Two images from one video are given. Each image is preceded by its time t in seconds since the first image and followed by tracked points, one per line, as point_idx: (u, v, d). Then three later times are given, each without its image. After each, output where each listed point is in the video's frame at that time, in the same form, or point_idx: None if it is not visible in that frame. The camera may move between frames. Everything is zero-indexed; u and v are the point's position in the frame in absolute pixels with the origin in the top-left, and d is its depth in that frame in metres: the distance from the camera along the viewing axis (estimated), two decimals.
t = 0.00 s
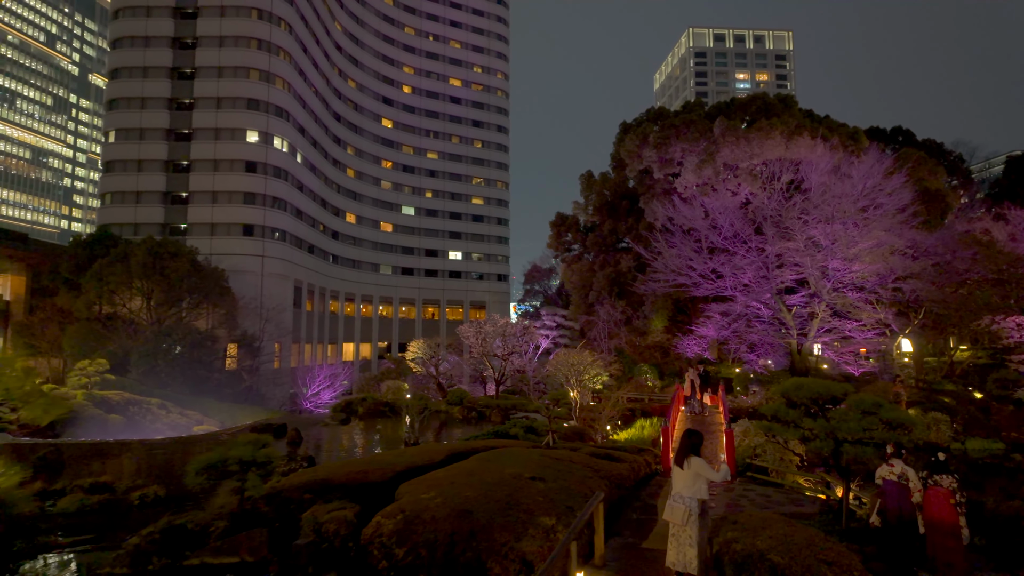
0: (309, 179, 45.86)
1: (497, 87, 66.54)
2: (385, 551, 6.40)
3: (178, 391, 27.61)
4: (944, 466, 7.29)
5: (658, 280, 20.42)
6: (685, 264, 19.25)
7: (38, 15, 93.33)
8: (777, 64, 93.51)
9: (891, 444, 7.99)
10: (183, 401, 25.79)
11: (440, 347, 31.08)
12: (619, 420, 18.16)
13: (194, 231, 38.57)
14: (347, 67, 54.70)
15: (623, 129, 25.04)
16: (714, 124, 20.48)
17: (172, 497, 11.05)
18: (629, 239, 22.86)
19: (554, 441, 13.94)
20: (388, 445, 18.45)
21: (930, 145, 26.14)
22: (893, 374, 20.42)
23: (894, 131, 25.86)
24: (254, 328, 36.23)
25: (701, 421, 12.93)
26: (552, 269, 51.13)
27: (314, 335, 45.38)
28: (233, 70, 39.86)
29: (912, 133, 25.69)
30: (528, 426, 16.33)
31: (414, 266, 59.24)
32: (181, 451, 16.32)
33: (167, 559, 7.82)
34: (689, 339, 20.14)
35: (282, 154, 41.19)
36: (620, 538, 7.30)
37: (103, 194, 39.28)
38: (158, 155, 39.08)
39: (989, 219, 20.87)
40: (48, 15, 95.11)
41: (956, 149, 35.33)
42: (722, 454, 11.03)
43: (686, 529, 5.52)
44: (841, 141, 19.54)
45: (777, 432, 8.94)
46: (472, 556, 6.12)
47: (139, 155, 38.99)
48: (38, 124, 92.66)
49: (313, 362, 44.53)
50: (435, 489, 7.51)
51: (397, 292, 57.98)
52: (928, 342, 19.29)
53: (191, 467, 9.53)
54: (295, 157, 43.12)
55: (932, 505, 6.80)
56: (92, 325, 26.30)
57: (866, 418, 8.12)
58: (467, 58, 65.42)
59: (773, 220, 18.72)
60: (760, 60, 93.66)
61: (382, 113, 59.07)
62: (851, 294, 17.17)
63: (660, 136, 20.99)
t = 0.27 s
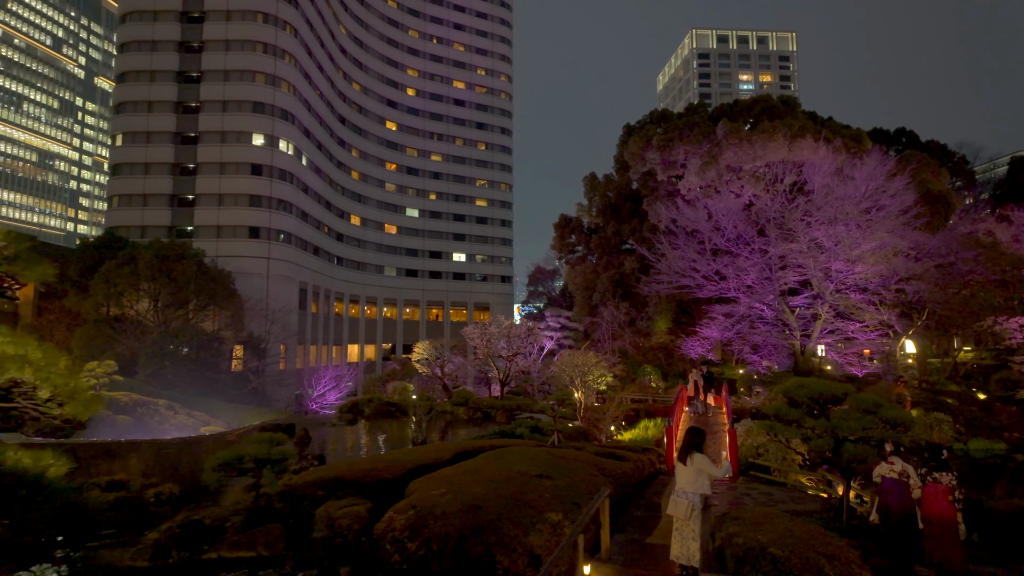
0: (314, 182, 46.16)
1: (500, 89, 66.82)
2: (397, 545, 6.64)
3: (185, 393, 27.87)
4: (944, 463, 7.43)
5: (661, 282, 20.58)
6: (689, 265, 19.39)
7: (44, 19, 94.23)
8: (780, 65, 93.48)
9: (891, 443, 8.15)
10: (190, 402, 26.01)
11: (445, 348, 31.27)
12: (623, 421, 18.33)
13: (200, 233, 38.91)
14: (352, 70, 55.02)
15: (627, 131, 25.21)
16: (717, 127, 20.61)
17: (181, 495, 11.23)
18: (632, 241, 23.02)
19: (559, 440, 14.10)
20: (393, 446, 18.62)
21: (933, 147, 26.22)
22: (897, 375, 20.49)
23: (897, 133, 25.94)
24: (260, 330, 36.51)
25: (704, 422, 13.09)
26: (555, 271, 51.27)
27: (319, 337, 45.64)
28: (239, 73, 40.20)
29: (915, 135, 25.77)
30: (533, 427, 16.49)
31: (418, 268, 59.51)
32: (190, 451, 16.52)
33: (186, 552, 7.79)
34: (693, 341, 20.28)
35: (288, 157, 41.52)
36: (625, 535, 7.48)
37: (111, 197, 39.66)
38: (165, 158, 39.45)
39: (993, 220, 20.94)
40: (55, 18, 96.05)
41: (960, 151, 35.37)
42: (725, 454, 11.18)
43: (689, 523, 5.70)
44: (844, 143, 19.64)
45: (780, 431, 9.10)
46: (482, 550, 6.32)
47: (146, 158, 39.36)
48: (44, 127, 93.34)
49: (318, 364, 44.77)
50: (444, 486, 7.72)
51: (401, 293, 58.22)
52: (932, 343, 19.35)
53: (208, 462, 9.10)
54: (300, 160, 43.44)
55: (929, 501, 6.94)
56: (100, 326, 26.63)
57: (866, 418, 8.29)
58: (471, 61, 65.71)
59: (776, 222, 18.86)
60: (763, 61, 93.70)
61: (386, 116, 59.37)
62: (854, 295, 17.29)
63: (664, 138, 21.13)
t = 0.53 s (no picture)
0: (319, 183, 46.46)
1: (504, 91, 67.09)
2: (410, 540, 6.88)
3: (192, 393, 28.12)
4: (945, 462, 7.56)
5: (665, 284, 20.73)
6: (692, 267, 19.53)
7: (50, 22, 94.94)
8: (783, 66, 93.51)
9: (892, 443, 8.32)
10: (197, 403, 26.24)
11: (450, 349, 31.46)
12: (627, 422, 18.49)
13: (206, 235, 39.20)
14: (356, 72, 55.31)
15: (630, 134, 25.37)
16: (720, 129, 20.76)
17: (192, 492, 11.47)
18: (636, 243, 23.16)
19: (565, 440, 14.27)
20: (400, 446, 18.80)
21: (936, 148, 26.32)
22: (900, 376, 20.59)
23: (900, 135, 26.04)
24: (266, 331, 36.76)
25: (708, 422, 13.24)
26: (559, 272, 51.44)
27: (324, 337, 45.89)
28: (244, 76, 40.50)
29: (918, 137, 25.86)
30: (539, 427, 16.66)
31: (422, 269, 59.76)
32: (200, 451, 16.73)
33: (206, 548, 7.80)
34: (696, 342, 20.44)
35: (293, 159, 41.81)
36: (631, 531, 7.67)
37: (117, 199, 39.98)
38: (171, 160, 39.76)
39: (996, 221, 21.03)
40: (60, 21, 96.72)
41: (963, 152, 35.44)
42: (729, 453, 11.34)
43: (694, 519, 5.89)
44: (847, 145, 19.77)
45: (782, 431, 9.25)
46: (492, 546, 6.54)
47: (152, 161, 39.67)
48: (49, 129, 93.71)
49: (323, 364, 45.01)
50: (455, 483, 7.94)
51: (405, 295, 58.42)
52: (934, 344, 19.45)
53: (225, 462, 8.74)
54: (305, 162, 43.75)
55: (930, 500, 7.07)
56: (107, 328, 26.86)
57: (867, 418, 8.45)
58: (474, 63, 65.98)
59: (779, 224, 19.02)
60: (766, 62, 93.76)
61: (390, 118, 59.62)
62: (857, 297, 17.43)
63: (667, 141, 21.29)
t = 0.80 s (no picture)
0: (324, 185, 46.72)
1: (507, 92, 67.32)
2: (422, 534, 7.08)
3: (198, 394, 28.38)
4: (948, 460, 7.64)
5: (668, 284, 20.87)
6: (696, 268, 19.67)
7: (56, 24, 95.78)
8: (787, 67, 93.45)
9: (891, 440, 8.47)
10: (203, 402, 26.49)
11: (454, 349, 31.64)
12: (631, 421, 18.70)
13: (212, 236, 39.50)
14: (360, 74, 55.62)
15: (634, 135, 25.52)
16: (724, 130, 20.87)
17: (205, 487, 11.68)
18: (640, 243, 23.32)
19: (570, 438, 14.44)
20: (405, 444, 19.00)
21: (939, 149, 26.39)
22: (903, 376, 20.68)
23: (904, 135, 26.12)
24: (271, 331, 37.03)
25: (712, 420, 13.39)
26: (562, 273, 51.55)
27: (328, 338, 46.11)
28: (250, 78, 40.82)
29: (922, 138, 25.92)
30: (545, 425, 16.83)
31: (426, 270, 60.00)
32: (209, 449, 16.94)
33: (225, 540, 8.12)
34: (700, 342, 20.58)
35: (298, 160, 42.08)
36: (637, 526, 7.82)
37: (124, 201, 40.36)
38: (177, 162, 40.08)
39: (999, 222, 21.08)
40: (65, 24, 97.56)
41: (968, 153, 35.43)
42: (732, 452, 11.50)
43: (700, 512, 6.04)
44: (850, 146, 19.85)
45: (786, 429, 9.36)
46: (502, 539, 6.72)
47: (158, 162, 40.01)
48: (55, 130, 94.34)
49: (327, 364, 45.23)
50: (464, 479, 8.12)
51: (409, 296, 58.66)
52: (938, 345, 19.51)
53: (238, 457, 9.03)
54: (310, 164, 44.00)
55: (931, 497, 7.16)
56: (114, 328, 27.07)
57: (869, 416, 8.59)
58: (478, 64, 66.23)
59: (783, 224, 19.15)
60: (769, 63, 93.75)
61: (394, 119, 59.88)
62: (860, 297, 17.55)
63: (671, 142, 21.42)
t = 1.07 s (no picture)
0: (330, 186, 47.00)
1: (512, 93, 67.48)
2: (435, 530, 7.26)
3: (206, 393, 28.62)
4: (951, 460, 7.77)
5: (673, 285, 20.99)
6: (701, 269, 19.75)
7: (63, 27, 96.55)
8: (792, 67, 93.25)
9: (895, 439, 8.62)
10: (211, 402, 26.74)
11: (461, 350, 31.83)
12: (637, 421, 18.84)
13: (219, 237, 39.83)
14: (366, 76, 55.90)
15: (639, 136, 25.64)
16: (729, 132, 20.97)
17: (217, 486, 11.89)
18: (645, 244, 23.46)
19: (577, 438, 14.61)
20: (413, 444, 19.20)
21: (945, 150, 26.41)
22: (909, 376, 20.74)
23: (909, 136, 26.16)
24: (279, 332, 37.32)
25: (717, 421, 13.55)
26: (567, 273, 51.65)
27: (335, 338, 46.37)
28: (257, 80, 41.14)
29: (928, 138, 25.91)
30: (552, 425, 17.00)
31: (431, 270, 60.22)
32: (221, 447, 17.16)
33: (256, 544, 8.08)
34: (706, 343, 20.70)
35: (305, 162, 42.38)
36: (646, 523, 7.98)
37: (133, 202, 40.75)
38: (185, 164, 40.43)
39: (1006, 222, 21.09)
40: (73, 26, 98.30)
41: (974, 153, 35.39)
42: (739, 452, 11.65)
43: (707, 509, 6.17)
44: (856, 147, 19.92)
45: (792, 429, 9.52)
46: (514, 535, 6.90)
47: (166, 164, 40.37)
48: (63, 132, 95.04)
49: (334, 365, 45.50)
50: (475, 477, 8.28)
51: (414, 296, 58.89)
52: (944, 345, 19.56)
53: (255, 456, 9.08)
54: (316, 165, 44.29)
55: (933, 495, 7.29)
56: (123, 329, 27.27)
57: (873, 416, 8.74)
58: (483, 66, 66.43)
59: (788, 226, 19.25)
60: (774, 63, 93.59)
61: (400, 121, 60.14)
62: (865, 298, 17.64)
63: (676, 144, 21.53)
